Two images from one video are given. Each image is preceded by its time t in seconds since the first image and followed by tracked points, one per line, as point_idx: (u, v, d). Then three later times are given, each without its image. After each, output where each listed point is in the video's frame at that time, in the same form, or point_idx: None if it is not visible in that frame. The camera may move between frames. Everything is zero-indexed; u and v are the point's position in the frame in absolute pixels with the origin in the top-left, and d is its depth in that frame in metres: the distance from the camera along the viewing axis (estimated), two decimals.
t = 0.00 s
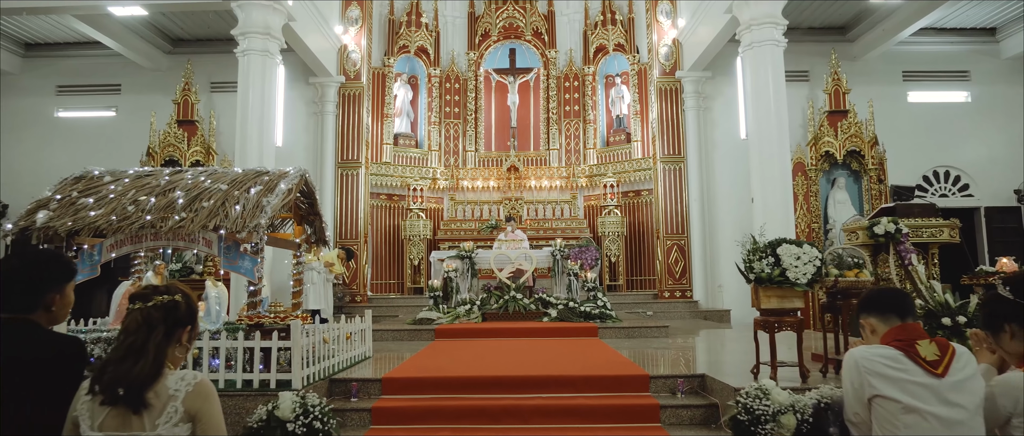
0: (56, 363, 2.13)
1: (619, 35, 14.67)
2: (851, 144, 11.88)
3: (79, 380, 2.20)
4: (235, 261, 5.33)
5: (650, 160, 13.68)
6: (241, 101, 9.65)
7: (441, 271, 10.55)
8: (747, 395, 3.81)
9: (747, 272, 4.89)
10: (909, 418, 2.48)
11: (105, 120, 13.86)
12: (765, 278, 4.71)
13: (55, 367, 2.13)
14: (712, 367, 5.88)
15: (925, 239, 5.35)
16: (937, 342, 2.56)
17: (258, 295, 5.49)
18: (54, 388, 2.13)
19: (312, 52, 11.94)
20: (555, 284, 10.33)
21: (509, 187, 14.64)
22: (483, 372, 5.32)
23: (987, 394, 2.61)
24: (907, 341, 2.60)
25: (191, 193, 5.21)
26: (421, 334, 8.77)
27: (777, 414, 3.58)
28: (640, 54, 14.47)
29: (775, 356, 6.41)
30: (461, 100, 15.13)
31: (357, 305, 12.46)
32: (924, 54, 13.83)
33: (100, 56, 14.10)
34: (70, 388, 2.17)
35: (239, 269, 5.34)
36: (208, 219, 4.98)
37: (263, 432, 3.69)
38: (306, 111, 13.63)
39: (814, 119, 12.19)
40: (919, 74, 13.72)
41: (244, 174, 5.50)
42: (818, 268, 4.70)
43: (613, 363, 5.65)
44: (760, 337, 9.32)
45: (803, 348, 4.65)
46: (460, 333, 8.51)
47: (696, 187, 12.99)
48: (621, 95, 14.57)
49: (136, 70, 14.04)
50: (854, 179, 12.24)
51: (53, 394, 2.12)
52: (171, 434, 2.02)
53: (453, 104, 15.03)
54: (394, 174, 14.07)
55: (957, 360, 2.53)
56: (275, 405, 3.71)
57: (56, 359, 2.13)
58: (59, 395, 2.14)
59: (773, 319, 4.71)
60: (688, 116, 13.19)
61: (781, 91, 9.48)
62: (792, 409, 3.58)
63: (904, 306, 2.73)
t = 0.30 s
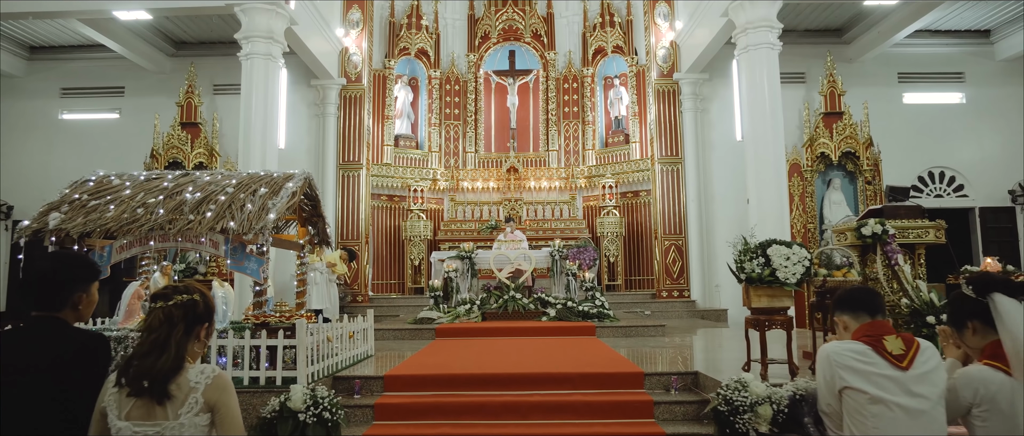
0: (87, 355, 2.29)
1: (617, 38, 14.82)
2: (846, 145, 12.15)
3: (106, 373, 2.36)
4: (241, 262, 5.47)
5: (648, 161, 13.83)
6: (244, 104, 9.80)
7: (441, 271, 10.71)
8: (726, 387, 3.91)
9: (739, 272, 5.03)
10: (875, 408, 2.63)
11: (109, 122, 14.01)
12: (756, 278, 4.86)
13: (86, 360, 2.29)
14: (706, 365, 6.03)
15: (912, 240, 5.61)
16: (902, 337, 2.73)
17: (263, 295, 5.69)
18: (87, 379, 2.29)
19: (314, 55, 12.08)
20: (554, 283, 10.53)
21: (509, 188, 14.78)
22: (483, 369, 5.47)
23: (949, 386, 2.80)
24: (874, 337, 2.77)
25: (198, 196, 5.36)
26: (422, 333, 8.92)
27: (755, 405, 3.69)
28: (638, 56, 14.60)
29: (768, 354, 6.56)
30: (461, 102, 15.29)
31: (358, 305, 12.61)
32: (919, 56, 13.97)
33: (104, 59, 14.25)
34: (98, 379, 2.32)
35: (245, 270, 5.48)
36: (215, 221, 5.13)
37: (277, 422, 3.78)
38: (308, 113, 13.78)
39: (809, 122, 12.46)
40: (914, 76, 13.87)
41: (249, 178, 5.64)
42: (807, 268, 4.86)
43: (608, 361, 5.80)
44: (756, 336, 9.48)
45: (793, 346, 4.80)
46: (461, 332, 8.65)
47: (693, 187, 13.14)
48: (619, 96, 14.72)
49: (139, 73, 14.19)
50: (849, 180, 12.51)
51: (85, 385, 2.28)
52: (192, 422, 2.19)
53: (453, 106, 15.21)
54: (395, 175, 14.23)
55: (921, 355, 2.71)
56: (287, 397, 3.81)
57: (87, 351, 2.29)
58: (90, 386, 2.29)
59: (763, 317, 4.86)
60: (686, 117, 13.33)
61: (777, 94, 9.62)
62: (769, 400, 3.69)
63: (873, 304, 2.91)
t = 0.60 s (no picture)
0: (103, 347, 2.39)
1: (617, 39, 14.96)
2: (843, 146, 12.37)
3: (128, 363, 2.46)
4: (248, 262, 5.62)
5: (647, 161, 13.97)
6: (249, 105, 9.95)
7: (443, 271, 10.86)
8: (711, 379, 4.06)
9: (732, 271, 5.18)
10: (848, 399, 2.95)
11: (113, 124, 14.17)
12: (748, 278, 5.01)
13: (104, 351, 2.40)
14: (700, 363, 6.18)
15: (900, 239, 5.83)
16: (874, 333, 3.05)
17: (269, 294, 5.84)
18: (106, 370, 2.39)
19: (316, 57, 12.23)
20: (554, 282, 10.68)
21: (509, 188, 14.92)
22: (484, 366, 5.63)
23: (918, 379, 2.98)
24: (849, 333, 3.08)
25: (206, 197, 5.51)
26: (424, 332, 9.07)
27: (736, 396, 3.86)
28: (638, 57, 14.73)
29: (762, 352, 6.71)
30: (462, 103, 15.45)
31: (361, 304, 12.77)
32: (916, 58, 14.10)
33: (109, 61, 14.42)
34: (121, 368, 2.43)
35: (252, 270, 5.64)
36: (224, 222, 5.29)
37: (289, 412, 3.96)
38: (311, 114, 13.93)
39: (807, 122, 12.69)
40: (911, 77, 13.99)
41: (256, 180, 5.80)
42: (798, 268, 5.00)
43: (605, 358, 5.94)
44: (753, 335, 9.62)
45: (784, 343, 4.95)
46: (462, 331, 8.81)
47: (692, 187, 13.29)
48: (619, 97, 14.87)
49: (143, 75, 14.35)
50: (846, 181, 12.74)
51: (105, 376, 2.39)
52: (211, 411, 2.38)
53: (454, 107, 15.38)
54: (397, 176, 14.38)
55: (892, 349, 3.02)
56: (298, 388, 3.97)
57: (104, 344, 2.40)
58: (113, 376, 2.40)
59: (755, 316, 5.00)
60: (684, 118, 13.47)
61: (773, 96, 9.75)
62: (749, 392, 3.85)
63: (849, 303, 3.24)
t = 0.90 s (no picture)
0: (127, 342, 2.52)
1: (616, 40, 15.09)
2: (840, 147, 12.54)
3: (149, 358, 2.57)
4: (255, 261, 5.82)
5: (647, 162, 14.10)
6: (253, 106, 10.08)
7: (444, 270, 11.01)
8: (700, 373, 4.12)
9: (726, 271, 5.31)
10: (831, 391, 3.16)
11: (118, 124, 14.30)
12: (743, 277, 5.14)
13: (127, 346, 2.52)
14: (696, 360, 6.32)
15: (892, 239, 5.99)
16: (855, 329, 3.26)
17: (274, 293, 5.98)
18: (129, 364, 2.51)
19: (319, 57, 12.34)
20: (554, 281, 10.88)
21: (510, 188, 15.05)
22: (486, 363, 5.76)
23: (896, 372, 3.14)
24: (832, 328, 3.29)
25: (214, 198, 5.64)
26: (425, 330, 9.21)
27: (725, 389, 3.92)
28: (637, 58, 14.85)
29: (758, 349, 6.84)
30: (463, 103, 15.59)
31: (363, 303, 12.91)
32: (914, 59, 14.20)
33: (113, 62, 14.55)
34: (142, 363, 2.55)
35: (258, 269, 5.85)
36: (231, 223, 5.42)
37: (301, 403, 3.96)
38: (313, 114, 14.05)
39: (804, 124, 12.85)
40: (909, 78, 14.09)
41: (262, 180, 5.93)
42: (792, 267, 5.12)
43: (604, 356, 6.05)
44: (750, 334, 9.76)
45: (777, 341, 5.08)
46: (465, 329, 8.94)
47: (691, 187, 13.42)
48: (619, 98, 15.00)
49: (148, 75, 14.48)
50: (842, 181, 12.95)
51: (128, 370, 2.50)
52: (229, 401, 2.53)
53: (455, 107, 15.51)
54: (398, 176, 14.52)
55: (872, 344, 3.22)
56: (310, 380, 3.95)
57: (129, 338, 2.53)
58: (135, 371, 2.52)
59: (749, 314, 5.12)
60: (684, 119, 13.59)
61: (770, 97, 9.87)
62: (737, 384, 3.92)
63: (832, 299, 3.43)
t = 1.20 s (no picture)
0: (146, 340, 2.59)
1: (616, 43, 15.21)
2: (838, 149, 12.68)
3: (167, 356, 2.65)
4: (262, 262, 5.95)
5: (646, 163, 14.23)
6: (257, 109, 10.21)
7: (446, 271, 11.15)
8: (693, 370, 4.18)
9: (722, 272, 5.45)
10: (816, 386, 3.29)
11: (122, 125, 14.44)
12: (739, 278, 5.27)
13: (147, 344, 2.59)
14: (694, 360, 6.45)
15: (884, 241, 6.16)
16: (840, 328, 3.40)
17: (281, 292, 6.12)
18: (148, 361, 2.59)
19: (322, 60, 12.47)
20: (554, 282, 11.12)
21: (510, 189, 15.18)
22: (489, 362, 5.91)
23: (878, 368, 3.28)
24: (817, 327, 3.44)
25: (222, 200, 5.77)
26: (428, 330, 9.34)
27: (716, 384, 4.00)
28: (637, 60, 14.99)
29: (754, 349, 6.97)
30: (464, 105, 15.71)
31: (365, 303, 13.05)
32: (911, 62, 14.32)
33: (118, 64, 14.69)
34: (160, 361, 2.63)
35: (265, 269, 5.97)
36: (240, 224, 5.56)
37: (315, 398, 4.06)
38: (315, 117, 14.16)
39: (802, 126, 13.01)
40: (906, 81, 14.22)
41: (269, 183, 6.07)
42: (785, 268, 5.27)
43: (603, 355, 6.18)
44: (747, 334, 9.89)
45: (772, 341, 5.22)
46: (466, 329, 9.07)
47: (690, 188, 13.56)
48: (619, 100, 15.13)
49: (152, 77, 14.62)
50: (840, 183, 13.09)
51: (147, 367, 2.58)
52: (247, 395, 2.67)
53: (456, 109, 15.63)
54: (400, 177, 14.66)
55: (856, 342, 3.37)
56: (322, 377, 4.05)
57: (148, 336, 2.60)
58: (154, 368, 2.61)
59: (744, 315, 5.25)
60: (683, 121, 13.71)
61: (768, 100, 10.00)
62: (729, 380, 4.02)
63: (818, 300, 3.57)
